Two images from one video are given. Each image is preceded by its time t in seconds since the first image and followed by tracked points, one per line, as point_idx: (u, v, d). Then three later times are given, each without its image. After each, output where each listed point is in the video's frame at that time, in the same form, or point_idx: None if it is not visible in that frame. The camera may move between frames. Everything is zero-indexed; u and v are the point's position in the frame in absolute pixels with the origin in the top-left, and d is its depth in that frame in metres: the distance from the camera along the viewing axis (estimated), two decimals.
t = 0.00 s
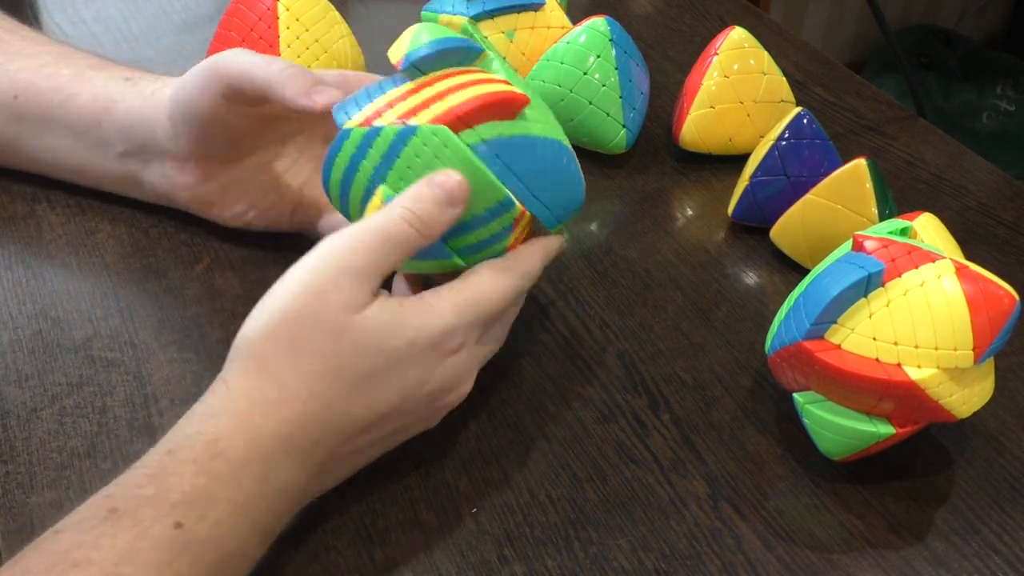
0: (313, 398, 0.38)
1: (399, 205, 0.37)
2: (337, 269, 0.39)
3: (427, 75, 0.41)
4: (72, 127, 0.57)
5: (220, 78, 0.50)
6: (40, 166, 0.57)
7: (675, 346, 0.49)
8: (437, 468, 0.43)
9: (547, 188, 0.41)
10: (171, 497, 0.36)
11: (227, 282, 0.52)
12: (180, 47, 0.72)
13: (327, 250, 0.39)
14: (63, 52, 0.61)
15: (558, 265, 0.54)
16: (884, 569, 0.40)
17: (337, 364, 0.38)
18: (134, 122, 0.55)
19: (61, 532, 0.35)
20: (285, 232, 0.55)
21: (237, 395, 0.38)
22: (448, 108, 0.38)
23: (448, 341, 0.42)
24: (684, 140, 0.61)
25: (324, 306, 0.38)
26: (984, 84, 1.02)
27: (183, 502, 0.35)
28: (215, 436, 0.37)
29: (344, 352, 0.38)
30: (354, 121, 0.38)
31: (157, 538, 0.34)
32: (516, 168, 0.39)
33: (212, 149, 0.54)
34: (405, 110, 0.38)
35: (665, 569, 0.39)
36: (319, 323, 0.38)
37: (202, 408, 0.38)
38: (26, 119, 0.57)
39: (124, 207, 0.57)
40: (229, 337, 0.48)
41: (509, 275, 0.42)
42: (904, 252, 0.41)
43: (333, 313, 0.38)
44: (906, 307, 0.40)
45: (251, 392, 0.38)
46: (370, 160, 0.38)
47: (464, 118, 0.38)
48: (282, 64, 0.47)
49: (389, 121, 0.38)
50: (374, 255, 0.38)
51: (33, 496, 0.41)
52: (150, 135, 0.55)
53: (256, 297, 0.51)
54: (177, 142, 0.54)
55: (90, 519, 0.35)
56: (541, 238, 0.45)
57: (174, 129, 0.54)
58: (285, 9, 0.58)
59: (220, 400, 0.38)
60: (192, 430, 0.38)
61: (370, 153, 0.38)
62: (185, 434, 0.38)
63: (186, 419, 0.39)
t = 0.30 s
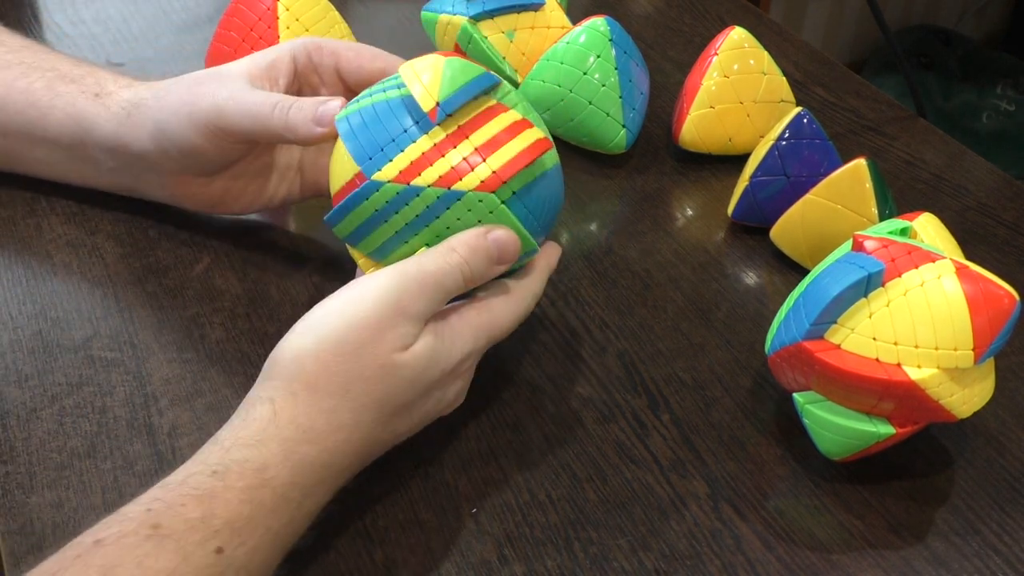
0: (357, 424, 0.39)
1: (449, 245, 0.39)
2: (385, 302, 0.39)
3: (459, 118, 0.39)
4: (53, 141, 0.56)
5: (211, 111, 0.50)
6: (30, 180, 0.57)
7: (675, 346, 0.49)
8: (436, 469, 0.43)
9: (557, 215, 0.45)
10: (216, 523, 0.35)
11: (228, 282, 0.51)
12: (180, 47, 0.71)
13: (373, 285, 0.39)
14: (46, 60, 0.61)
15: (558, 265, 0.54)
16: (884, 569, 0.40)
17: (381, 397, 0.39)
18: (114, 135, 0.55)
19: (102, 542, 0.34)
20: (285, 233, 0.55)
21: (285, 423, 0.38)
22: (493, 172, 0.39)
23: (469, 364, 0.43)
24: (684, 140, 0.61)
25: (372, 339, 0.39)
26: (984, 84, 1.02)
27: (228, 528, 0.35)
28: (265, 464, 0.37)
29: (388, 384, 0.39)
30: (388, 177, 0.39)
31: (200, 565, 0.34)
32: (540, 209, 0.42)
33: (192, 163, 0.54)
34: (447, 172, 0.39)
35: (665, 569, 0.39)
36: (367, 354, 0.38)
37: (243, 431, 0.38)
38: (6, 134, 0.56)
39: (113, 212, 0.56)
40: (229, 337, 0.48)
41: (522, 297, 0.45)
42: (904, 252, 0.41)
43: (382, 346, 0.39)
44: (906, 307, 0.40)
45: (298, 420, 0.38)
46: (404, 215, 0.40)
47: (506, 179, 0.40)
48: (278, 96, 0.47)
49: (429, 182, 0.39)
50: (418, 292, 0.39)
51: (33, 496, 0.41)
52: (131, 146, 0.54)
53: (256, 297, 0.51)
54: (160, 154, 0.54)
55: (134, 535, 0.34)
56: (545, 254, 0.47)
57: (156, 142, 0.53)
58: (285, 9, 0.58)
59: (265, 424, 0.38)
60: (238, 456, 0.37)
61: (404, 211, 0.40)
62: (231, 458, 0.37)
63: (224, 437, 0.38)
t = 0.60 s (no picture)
0: (359, 425, 0.38)
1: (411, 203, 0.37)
2: (373, 283, 0.38)
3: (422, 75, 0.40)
4: (61, 134, 0.57)
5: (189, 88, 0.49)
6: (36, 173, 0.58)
7: (675, 346, 0.49)
8: (437, 469, 0.43)
9: (547, 188, 0.42)
10: (215, 523, 0.35)
11: (228, 282, 0.52)
12: (180, 47, 0.72)
13: (360, 261, 0.38)
14: (54, 54, 0.62)
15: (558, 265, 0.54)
16: (884, 569, 0.40)
17: (377, 394, 0.39)
18: (120, 128, 0.55)
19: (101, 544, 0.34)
20: (285, 233, 0.55)
21: (285, 421, 0.37)
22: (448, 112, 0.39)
23: (482, 373, 0.42)
24: (684, 140, 0.61)
25: (365, 330, 0.38)
26: (984, 84, 1.02)
27: (228, 529, 0.35)
28: (266, 465, 0.37)
29: (383, 377, 0.39)
30: (350, 125, 0.39)
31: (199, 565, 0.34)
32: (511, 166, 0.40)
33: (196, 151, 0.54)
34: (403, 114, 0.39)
35: (665, 569, 0.39)
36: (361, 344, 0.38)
37: (244, 429, 0.38)
38: (15, 127, 0.57)
39: (117, 208, 0.56)
40: (229, 337, 0.48)
41: (542, 310, 0.44)
42: (904, 252, 0.41)
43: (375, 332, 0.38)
44: (906, 307, 0.40)
45: (298, 420, 0.37)
46: (366, 164, 0.39)
47: (463, 120, 0.39)
48: (251, 75, 0.47)
49: (385, 125, 0.38)
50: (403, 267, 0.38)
51: (33, 496, 0.41)
52: (135, 139, 0.55)
53: (256, 297, 0.51)
54: (161, 146, 0.54)
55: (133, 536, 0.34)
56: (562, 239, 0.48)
57: (157, 134, 0.54)
58: (285, 9, 0.58)
59: (264, 424, 0.37)
60: (239, 456, 0.37)
61: (367, 159, 0.39)
62: (230, 458, 0.37)
63: (224, 436, 0.38)
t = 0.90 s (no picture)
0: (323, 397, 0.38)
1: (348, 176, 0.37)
2: (328, 251, 0.38)
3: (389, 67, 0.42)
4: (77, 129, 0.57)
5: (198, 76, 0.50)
6: (44, 169, 0.57)
7: (675, 346, 0.49)
8: (437, 469, 0.43)
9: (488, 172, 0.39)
10: (182, 500, 0.35)
11: (227, 282, 0.52)
12: (180, 47, 0.72)
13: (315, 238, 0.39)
14: (69, 53, 0.62)
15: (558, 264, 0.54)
16: (884, 569, 0.40)
17: (340, 363, 0.38)
18: (135, 125, 0.56)
19: (71, 533, 0.34)
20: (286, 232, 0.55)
21: (248, 394, 0.37)
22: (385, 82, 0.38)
23: (466, 352, 0.41)
24: (684, 140, 0.61)
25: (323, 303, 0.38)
26: (984, 84, 1.02)
27: (195, 505, 0.35)
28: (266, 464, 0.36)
29: (344, 345, 0.38)
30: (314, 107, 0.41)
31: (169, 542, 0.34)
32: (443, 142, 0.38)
33: (207, 149, 0.54)
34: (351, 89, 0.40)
35: (665, 569, 0.39)
36: (318, 313, 0.38)
37: (209, 409, 0.38)
38: (27, 121, 0.57)
39: (124, 206, 0.57)
40: (229, 337, 0.48)
41: (525, 292, 0.42)
42: (904, 252, 0.41)
43: (332, 301, 0.38)
44: (906, 307, 0.40)
45: (260, 392, 0.37)
46: (318, 140, 0.40)
47: (397, 92, 0.38)
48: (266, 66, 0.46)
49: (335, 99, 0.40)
50: (354, 237, 0.38)
51: (33, 496, 0.41)
52: (149, 136, 0.55)
53: (256, 297, 0.51)
54: (174, 144, 0.54)
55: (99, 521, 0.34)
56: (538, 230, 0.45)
57: (171, 133, 0.54)
58: (285, 9, 0.58)
59: (230, 398, 0.38)
60: (203, 433, 0.37)
61: (317, 133, 0.40)
62: (195, 438, 0.37)
63: (194, 420, 0.38)
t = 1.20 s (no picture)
0: (330, 405, 0.38)
1: (399, 199, 0.37)
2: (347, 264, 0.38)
3: (435, 76, 0.40)
4: (70, 134, 0.57)
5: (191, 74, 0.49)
6: (42, 171, 0.57)
7: (675, 346, 0.49)
8: (437, 470, 0.43)
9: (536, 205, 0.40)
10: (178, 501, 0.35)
11: (228, 282, 0.52)
12: (179, 47, 0.71)
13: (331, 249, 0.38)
14: (64, 57, 0.62)
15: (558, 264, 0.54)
16: (884, 569, 0.40)
17: (351, 373, 0.38)
18: (127, 129, 0.55)
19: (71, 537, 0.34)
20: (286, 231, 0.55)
21: (253, 402, 0.37)
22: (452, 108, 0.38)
23: (468, 359, 0.42)
24: (684, 140, 0.61)
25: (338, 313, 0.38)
26: (984, 84, 1.02)
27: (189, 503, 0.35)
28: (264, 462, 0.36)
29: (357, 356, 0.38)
30: (355, 112, 0.38)
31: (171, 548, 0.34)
32: (508, 178, 0.39)
33: (201, 151, 0.54)
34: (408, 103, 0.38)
35: (665, 569, 0.39)
36: (333, 326, 0.38)
37: (211, 415, 0.38)
38: (22, 127, 0.57)
39: (120, 209, 0.56)
40: (229, 337, 0.48)
41: (529, 302, 0.43)
42: (904, 252, 0.41)
43: (347, 315, 0.38)
44: (906, 307, 0.40)
45: (267, 399, 0.37)
46: (362, 153, 0.38)
47: (465, 121, 0.38)
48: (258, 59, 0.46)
49: (387, 114, 0.38)
50: (372, 255, 0.38)
51: (33, 496, 0.40)
52: (142, 141, 0.55)
53: (256, 297, 0.51)
54: (168, 148, 0.54)
55: (100, 526, 0.34)
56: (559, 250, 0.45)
57: (165, 137, 0.54)
58: (285, 9, 0.58)
59: (234, 403, 0.37)
60: (206, 438, 0.37)
61: (363, 147, 0.37)
62: (197, 442, 0.37)
63: (195, 424, 0.38)
